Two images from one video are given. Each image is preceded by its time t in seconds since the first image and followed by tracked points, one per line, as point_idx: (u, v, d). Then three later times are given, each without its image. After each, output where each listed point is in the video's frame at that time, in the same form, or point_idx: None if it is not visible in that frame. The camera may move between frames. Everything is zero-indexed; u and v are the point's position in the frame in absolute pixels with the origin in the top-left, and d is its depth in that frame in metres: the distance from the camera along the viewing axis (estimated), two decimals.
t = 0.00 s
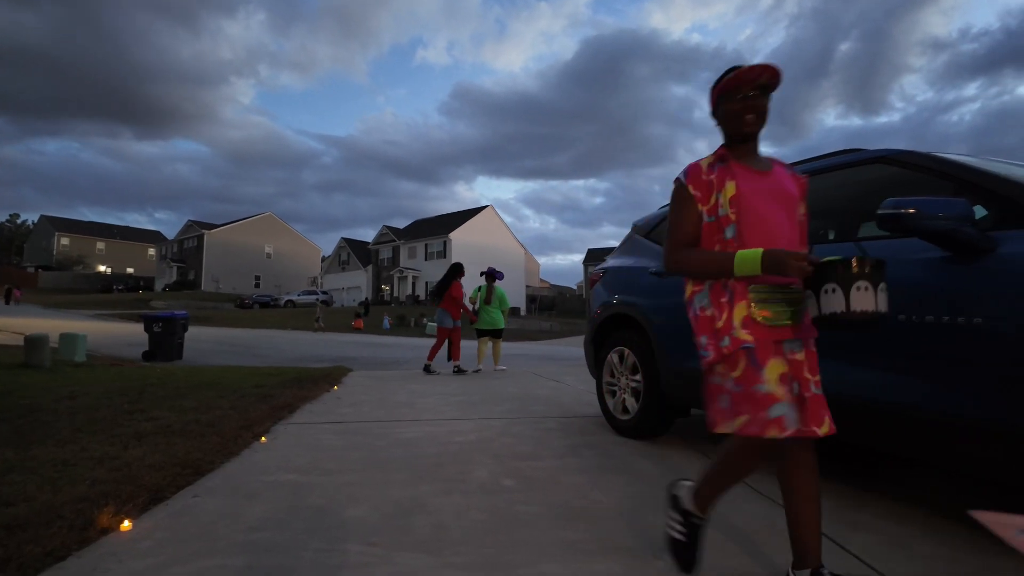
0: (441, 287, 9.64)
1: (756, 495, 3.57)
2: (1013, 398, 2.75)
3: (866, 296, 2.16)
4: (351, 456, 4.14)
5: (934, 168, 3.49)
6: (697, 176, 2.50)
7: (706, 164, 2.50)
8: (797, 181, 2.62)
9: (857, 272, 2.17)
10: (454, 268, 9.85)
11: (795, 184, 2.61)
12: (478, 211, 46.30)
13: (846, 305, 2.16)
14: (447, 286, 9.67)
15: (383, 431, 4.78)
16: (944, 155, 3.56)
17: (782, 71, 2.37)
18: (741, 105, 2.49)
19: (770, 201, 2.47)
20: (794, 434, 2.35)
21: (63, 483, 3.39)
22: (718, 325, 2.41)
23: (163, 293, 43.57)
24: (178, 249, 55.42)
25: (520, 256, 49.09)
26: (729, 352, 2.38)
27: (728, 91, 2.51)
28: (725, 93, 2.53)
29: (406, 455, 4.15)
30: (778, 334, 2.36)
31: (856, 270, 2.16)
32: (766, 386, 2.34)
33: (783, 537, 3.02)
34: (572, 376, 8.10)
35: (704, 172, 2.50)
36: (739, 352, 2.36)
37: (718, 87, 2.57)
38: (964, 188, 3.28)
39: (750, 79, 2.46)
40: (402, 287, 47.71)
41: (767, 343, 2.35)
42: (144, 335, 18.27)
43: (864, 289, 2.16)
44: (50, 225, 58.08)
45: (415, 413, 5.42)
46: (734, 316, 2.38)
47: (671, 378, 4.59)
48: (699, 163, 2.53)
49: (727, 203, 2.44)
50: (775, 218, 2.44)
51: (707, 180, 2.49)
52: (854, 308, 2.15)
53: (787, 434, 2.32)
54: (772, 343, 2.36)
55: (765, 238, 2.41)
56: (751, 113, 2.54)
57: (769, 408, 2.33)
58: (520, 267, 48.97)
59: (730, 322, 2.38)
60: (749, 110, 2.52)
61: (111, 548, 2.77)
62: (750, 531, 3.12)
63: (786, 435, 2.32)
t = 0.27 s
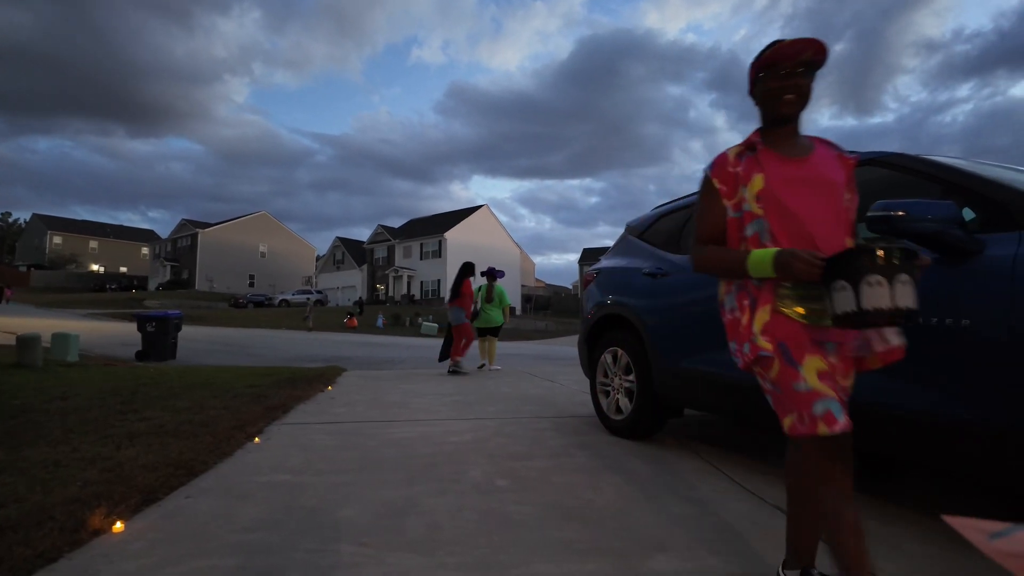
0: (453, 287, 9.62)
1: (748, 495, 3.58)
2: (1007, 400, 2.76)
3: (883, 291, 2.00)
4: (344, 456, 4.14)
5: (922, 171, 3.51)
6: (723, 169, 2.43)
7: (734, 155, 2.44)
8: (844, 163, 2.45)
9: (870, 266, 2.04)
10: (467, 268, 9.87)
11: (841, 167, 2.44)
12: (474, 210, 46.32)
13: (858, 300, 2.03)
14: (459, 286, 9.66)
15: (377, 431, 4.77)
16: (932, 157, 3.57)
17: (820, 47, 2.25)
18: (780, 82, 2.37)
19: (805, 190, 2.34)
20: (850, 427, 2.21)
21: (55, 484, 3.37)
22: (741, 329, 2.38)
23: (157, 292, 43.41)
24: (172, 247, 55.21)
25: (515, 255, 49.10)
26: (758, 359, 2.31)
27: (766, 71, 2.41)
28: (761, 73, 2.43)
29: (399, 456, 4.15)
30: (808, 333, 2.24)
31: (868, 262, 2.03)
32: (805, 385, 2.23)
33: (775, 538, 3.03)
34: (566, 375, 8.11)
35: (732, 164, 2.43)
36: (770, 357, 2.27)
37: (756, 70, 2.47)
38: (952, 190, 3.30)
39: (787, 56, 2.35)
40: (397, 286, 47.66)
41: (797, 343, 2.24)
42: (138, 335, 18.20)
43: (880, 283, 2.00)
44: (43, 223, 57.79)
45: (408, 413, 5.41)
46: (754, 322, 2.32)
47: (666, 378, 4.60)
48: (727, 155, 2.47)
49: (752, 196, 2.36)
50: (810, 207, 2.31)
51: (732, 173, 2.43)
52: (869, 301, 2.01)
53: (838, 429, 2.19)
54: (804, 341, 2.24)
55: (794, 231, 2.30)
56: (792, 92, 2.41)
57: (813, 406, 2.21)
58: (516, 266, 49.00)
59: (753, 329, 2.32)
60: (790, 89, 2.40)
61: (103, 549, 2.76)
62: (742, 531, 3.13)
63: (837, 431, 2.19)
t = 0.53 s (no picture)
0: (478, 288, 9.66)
1: (754, 497, 3.58)
2: (1012, 401, 2.77)
3: (1006, 313, 1.71)
4: (350, 457, 4.14)
5: (929, 172, 3.49)
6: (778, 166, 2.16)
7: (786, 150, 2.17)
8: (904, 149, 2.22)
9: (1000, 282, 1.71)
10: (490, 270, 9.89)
11: (903, 153, 2.21)
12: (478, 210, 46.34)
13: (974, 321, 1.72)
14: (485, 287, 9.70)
15: (382, 432, 4.78)
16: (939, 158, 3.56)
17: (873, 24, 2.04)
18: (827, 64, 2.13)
19: (874, 182, 2.09)
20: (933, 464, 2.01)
21: (63, 485, 3.39)
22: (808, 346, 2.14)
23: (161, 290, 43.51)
24: (176, 246, 55.33)
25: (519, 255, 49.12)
26: (831, 382, 2.09)
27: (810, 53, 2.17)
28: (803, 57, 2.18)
29: (405, 456, 4.16)
30: (891, 353, 1.99)
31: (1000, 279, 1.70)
32: (886, 417, 2.00)
33: (781, 540, 3.03)
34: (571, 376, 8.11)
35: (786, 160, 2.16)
36: (845, 381, 2.05)
37: (796, 52, 2.22)
38: (959, 192, 3.29)
39: (836, 35, 2.12)
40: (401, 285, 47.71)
41: (879, 365, 2.00)
42: (143, 334, 18.25)
43: (1000, 304, 1.71)
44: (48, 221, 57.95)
45: (414, 414, 5.42)
46: (827, 341, 2.07)
47: (672, 379, 4.60)
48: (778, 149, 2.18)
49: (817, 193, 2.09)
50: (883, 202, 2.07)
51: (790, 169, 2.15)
52: (989, 326, 1.71)
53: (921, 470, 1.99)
54: (887, 363, 2.00)
55: (867, 230, 2.06)
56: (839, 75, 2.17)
57: (896, 441, 2.00)
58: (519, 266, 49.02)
59: (825, 348, 2.08)
60: (836, 71, 2.16)
61: (111, 550, 2.77)
62: (748, 533, 3.12)
63: (919, 473, 1.99)
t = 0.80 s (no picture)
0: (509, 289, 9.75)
1: (761, 500, 3.57)
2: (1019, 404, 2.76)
3: None
4: (359, 459, 4.17)
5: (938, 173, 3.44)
6: (829, 133, 1.78)
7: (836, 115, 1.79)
8: (954, 118, 1.93)
9: None
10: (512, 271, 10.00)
11: (954, 123, 1.92)
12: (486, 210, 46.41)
13: None
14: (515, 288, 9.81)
15: (390, 434, 4.80)
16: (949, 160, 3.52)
17: None
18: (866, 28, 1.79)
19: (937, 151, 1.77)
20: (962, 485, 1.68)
21: (76, 486, 3.42)
22: (873, 335, 1.69)
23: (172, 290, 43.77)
24: (187, 246, 55.66)
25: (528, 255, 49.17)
26: (892, 376, 1.67)
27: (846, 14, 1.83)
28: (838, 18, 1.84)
29: (413, 459, 4.17)
30: (967, 349, 1.65)
31: None
32: (928, 425, 1.65)
33: (787, 544, 3.02)
34: (579, 378, 8.12)
35: (838, 127, 1.78)
36: (905, 377, 1.66)
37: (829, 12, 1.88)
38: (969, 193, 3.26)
39: None
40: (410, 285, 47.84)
41: (948, 362, 1.64)
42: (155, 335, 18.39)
43: None
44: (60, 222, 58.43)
45: (422, 416, 5.44)
46: (902, 326, 1.65)
47: (680, 382, 4.59)
48: (824, 116, 1.82)
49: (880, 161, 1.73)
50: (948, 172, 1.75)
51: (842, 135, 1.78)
52: None
53: (944, 489, 1.66)
54: (958, 361, 1.65)
55: (937, 204, 1.72)
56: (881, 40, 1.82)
57: (927, 454, 1.66)
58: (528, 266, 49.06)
59: (894, 334, 1.66)
60: (878, 35, 1.81)
61: (122, 550, 2.80)
62: (755, 536, 3.12)
63: (941, 492, 1.66)
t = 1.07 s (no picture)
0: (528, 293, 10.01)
1: (759, 502, 3.58)
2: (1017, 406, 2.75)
3: None
4: (359, 461, 4.18)
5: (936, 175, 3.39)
6: (858, 118, 1.68)
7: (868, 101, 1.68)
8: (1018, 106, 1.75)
9: None
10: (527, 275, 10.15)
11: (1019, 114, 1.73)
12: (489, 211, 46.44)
13: None
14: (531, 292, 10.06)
15: (392, 436, 4.81)
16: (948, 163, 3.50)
17: None
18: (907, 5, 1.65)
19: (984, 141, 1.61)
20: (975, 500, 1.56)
21: (78, 488, 3.44)
22: (885, 337, 1.62)
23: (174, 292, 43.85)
24: (189, 247, 55.72)
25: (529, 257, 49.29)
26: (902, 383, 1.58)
27: None
28: None
29: (414, 461, 4.18)
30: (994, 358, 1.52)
31: None
32: (934, 433, 1.56)
33: (786, 547, 3.03)
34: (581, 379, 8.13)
35: (869, 114, 1.67)
36: (917, 386, 1.56)
37: None
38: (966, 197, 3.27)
39: None
40: (411, 286, 47.90)
41: (966, 372, 1.53)
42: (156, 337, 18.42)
43: None
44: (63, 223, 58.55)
45: (423, 418, 5.45)
46: (917, 332, 1.55)
47: (680, 384, 4.59)
48: (858, 100, 1.72)
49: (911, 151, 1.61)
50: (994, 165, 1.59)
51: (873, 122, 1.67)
52: None
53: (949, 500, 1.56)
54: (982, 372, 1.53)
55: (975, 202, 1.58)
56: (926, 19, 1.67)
57: (931, 463, 1.57)
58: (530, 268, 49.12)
59: (907, 339, 1.57)
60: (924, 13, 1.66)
61: (125, 552, 2.82)
62: (754, 539, 3.12)
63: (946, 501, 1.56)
